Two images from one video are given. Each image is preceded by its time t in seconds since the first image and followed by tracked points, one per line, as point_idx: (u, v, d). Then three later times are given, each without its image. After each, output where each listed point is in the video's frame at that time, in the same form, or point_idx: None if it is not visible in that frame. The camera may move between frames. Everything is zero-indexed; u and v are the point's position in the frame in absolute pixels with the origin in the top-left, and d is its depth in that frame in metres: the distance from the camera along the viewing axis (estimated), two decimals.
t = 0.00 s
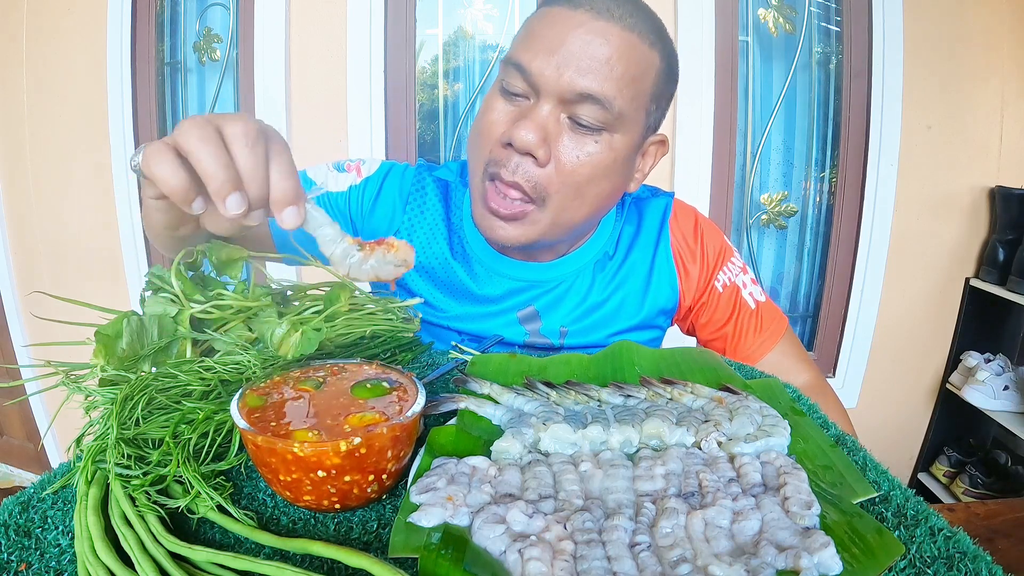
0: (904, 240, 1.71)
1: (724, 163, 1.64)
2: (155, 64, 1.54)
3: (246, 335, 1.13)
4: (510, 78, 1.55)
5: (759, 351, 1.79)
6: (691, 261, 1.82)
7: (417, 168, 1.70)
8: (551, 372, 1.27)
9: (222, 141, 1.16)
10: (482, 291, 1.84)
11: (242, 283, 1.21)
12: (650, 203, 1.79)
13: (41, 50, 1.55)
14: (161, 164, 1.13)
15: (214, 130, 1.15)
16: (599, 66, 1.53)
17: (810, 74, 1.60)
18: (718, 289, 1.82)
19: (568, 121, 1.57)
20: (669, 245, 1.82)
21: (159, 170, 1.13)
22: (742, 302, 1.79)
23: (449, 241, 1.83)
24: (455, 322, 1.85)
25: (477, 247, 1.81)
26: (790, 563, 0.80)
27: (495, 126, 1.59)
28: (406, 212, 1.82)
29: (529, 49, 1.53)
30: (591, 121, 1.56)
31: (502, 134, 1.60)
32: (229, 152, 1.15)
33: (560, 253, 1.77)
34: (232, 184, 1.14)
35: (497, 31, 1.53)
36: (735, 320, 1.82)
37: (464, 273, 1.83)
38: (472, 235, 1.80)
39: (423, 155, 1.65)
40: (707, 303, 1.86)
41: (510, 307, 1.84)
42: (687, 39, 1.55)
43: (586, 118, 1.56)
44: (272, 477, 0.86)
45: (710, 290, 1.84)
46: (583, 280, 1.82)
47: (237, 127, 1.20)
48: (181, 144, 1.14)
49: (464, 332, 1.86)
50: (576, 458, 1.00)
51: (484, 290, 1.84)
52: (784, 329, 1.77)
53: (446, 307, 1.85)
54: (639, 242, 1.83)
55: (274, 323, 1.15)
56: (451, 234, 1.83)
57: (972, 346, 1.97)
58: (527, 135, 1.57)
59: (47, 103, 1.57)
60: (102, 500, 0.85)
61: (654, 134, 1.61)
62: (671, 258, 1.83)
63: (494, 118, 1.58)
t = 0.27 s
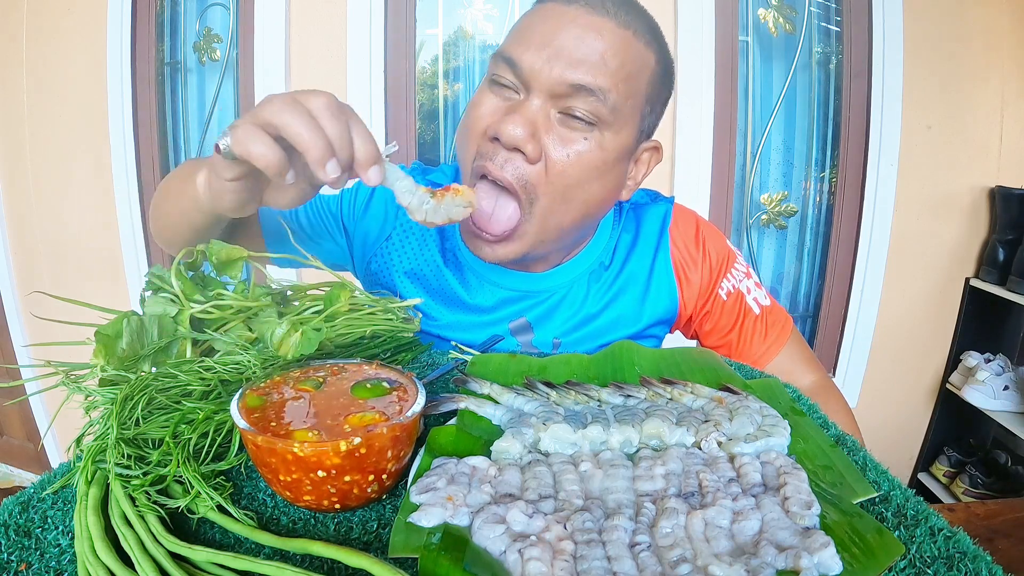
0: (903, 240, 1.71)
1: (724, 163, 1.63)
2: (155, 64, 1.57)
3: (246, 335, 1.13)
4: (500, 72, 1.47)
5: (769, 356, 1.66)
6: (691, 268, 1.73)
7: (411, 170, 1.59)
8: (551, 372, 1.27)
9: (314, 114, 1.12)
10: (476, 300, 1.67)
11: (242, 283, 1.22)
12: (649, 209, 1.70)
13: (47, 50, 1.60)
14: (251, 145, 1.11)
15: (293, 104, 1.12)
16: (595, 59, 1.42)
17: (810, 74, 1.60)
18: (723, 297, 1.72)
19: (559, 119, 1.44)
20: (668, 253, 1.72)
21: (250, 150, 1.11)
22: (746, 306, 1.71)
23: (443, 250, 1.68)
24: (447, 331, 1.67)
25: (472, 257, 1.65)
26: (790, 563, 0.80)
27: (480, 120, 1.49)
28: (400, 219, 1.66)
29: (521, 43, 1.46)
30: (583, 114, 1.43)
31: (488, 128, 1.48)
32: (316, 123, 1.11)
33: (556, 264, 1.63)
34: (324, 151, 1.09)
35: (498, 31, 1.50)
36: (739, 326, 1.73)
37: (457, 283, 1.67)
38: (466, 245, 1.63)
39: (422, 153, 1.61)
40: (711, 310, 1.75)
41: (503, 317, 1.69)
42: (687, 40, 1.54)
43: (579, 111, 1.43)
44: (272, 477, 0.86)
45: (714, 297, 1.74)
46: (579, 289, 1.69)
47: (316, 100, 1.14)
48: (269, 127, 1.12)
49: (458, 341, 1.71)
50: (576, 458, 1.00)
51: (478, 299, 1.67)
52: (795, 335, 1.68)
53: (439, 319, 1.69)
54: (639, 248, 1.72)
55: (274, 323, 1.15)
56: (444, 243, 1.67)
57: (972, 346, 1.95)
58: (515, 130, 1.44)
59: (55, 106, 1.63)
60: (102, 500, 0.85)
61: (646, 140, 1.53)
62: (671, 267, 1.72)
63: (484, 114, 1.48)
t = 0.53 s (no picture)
0: (904, 240, 1.71)
1: (724, 163, 1.64)
2: (155, 64, 1.59)
3: (246, 335, 1.13)
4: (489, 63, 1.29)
5: (771, 359, 1.56)
6: (689, 271, 1.58)
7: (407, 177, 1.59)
8: (551, 372, 1.27)
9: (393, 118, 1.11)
10: (471, 304, 1.53)
11: (241, 283, 1.21)
12: (646, 212, 1.59)
13: (50, 51, 1.63)
14: (332, 151, 1.07)
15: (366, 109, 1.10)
16: (585, 48, 1.23)
17: (810, 73, 1.60)
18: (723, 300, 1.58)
19: (548, 107, 1.24)
20: (667, 255, 1.57)
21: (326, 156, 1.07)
22: (746, 308, 1.57)
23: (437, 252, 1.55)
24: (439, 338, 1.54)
25: (465, 259, 1.51)
26: (790, 563, 0.80)
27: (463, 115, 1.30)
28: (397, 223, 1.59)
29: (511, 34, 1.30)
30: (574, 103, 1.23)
31: (474, 114, 1.28)
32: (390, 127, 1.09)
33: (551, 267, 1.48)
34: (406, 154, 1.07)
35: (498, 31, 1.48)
36: (739, 330, 1.59)
37: (450, 286, 1.54)
38: (459, 245, 1.51)
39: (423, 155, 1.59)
40: (709, 314, 1.61)
41: (497, 324, 1.52)
42: (687, 40, 1.53)
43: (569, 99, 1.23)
44: (272, 477, 0.86)
45: (713, 301, 1.59)
46: (577, 294, 1.52)
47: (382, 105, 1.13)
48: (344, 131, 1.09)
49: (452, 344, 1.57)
50: (576, 458, 1.00)
51: (472, 303, 1.53)
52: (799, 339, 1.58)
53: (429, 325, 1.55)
54: (638, 248, 1.57)
55: (274, 324, 1.15)
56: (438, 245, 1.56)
57: (972, 346, 1.92)
58: (500, 118, 1.22)
59: (59, 107, 1.66)
60: (102, 500, 0.85)
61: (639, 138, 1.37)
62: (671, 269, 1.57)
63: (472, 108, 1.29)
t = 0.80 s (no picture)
0: (904, 240, 1.71)
1: (724, 164, 1.65)
2: (155, 64, 1.59)
3: (246, 335, 1.13)
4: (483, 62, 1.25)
5: (770, 358, 1.55)
6: (689, 270, 1.58)
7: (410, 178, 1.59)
8: (551, 372, 1.27)
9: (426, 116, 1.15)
10: (472, 304, 1.52)
11: (241, 283, 1.21)
12: (646, 210, 1.59)
13: (51, 52, 1.63)
14: (377, 141, 1.08)
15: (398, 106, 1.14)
16: (577, 46, 1.18)
17: (810, 73, 1.60)
18: (722, 299, 1.58)
19: (540, 104, 1.20)
20: (666, 254, 1.56)
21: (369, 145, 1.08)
22: (746, 307, 1.57)
23: (438, 252, 1.55)
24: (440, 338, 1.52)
25: (465, 258, 1.51)
26: (790, 563, 0.80)
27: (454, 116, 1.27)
28: (399, 225, 1.59)
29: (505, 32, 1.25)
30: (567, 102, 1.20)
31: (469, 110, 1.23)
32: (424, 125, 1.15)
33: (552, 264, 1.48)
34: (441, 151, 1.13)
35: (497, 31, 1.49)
36: (738, 329, 1.58)
37: (451, 286, 1.53)
38: (460, 243, 1.51)
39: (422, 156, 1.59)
40: (708, 313, 1.60)
41: (498, 324, 1.51)
42: (687, 40, 1.53)
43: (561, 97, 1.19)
44: (272, 477, 0.85)
45: (712, 299, 1.59)
46: (578, 293, 1.51)
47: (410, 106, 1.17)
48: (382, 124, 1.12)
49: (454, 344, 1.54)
50: (576, 458, 1.00)
51: (473, 303, 1.52)
52: (798, 340, 1.57)
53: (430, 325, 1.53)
54: (638, 246, 1.56)
55: (274, 323, 1.15)
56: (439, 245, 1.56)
57: (972, 346, 1.90)
58: (492, 116, 1.18)
59: (61, 107, 1.66)
60: (102, 500, 0.85)
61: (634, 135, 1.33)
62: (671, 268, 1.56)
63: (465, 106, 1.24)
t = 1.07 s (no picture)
0: (904, 240, 1.71)
1: (724, 164, 1.65)
2: (155, 64, 1.60)
3: (246, 335, 1.13)
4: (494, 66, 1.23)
5: (770, 358, 1.55)
6: (690, 269, 1.57)
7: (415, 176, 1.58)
8: (551, 372, 1.27)
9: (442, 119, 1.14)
10: (474, 302, 1.51)
11: (242, 283, 1.21)
12: (647, 209, 1.60)
13: (51, 52, 1.63)
14: (400, 139, 1.05)
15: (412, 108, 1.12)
16: (587, 50, 1.18)
17: (810, 73, 1.60)
18: (723, 297, 1.58)
19: (550, 107, 1.19)
20: (668, 252, 1.56)
21: (391, 144, 1.04)
22: (746, 306, 1.57)
23: (441, 251, 1.55)
24: (442, 336, 1.53)
25: (468, 256, 1.50)
26: (790, 563, 0.80)
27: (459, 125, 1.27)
28: (402, 225, 1.59)
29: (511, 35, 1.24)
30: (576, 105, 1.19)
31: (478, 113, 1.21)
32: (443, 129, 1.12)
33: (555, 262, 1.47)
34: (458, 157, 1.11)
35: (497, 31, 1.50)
36: (738, 328, 1.58)
37: (454, 285, 1.52)
38: (464, 242, 1.50)
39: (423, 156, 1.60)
40: (708, 312, 1.60)
41: (501, 322, 1.51)
42: (687, 40, 1.54)
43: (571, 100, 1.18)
44: (272, 477, 0.86)
45: (712, 298, 1.59)
46: (580, 292, 1.51)
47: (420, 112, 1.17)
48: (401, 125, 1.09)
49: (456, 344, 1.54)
50: (576, 458, 1.00)
51: (475, 301, 1.51)
52: (797, 339, 1.57)
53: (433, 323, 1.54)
54: (640, 245, 1.56)
55: (274, 323, 1.15)
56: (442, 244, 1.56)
57: (972, 346, 1.89)
58: (503, 119, 1.16)
59: (62, 107, 1.66)
60: (102, 500, 0.85)
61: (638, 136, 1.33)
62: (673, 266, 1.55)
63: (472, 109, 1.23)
